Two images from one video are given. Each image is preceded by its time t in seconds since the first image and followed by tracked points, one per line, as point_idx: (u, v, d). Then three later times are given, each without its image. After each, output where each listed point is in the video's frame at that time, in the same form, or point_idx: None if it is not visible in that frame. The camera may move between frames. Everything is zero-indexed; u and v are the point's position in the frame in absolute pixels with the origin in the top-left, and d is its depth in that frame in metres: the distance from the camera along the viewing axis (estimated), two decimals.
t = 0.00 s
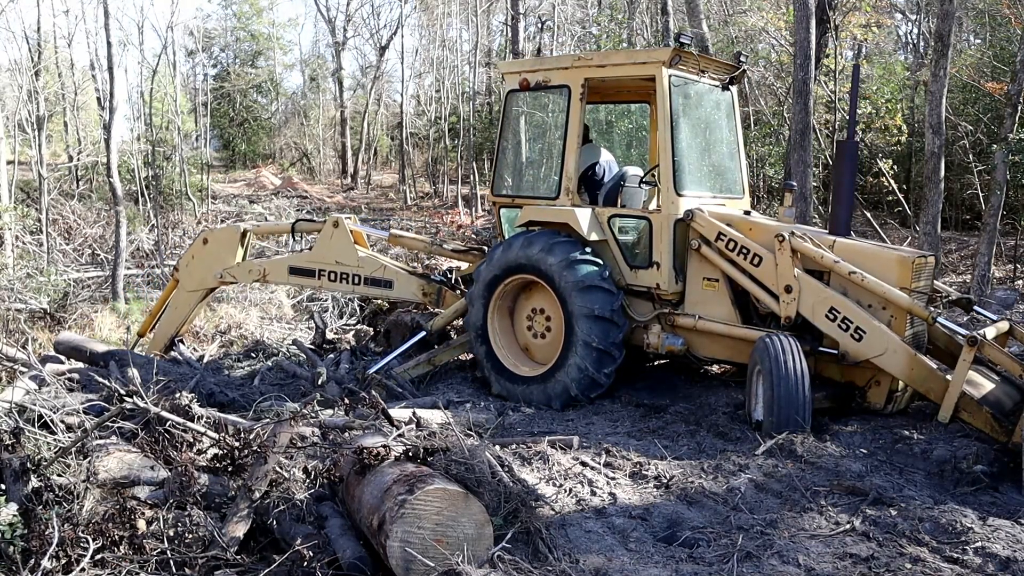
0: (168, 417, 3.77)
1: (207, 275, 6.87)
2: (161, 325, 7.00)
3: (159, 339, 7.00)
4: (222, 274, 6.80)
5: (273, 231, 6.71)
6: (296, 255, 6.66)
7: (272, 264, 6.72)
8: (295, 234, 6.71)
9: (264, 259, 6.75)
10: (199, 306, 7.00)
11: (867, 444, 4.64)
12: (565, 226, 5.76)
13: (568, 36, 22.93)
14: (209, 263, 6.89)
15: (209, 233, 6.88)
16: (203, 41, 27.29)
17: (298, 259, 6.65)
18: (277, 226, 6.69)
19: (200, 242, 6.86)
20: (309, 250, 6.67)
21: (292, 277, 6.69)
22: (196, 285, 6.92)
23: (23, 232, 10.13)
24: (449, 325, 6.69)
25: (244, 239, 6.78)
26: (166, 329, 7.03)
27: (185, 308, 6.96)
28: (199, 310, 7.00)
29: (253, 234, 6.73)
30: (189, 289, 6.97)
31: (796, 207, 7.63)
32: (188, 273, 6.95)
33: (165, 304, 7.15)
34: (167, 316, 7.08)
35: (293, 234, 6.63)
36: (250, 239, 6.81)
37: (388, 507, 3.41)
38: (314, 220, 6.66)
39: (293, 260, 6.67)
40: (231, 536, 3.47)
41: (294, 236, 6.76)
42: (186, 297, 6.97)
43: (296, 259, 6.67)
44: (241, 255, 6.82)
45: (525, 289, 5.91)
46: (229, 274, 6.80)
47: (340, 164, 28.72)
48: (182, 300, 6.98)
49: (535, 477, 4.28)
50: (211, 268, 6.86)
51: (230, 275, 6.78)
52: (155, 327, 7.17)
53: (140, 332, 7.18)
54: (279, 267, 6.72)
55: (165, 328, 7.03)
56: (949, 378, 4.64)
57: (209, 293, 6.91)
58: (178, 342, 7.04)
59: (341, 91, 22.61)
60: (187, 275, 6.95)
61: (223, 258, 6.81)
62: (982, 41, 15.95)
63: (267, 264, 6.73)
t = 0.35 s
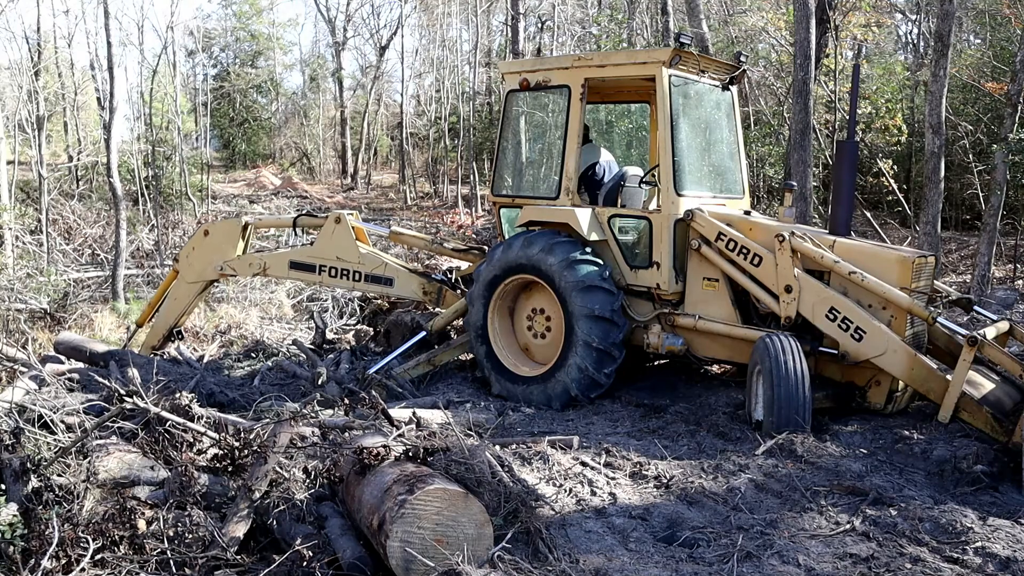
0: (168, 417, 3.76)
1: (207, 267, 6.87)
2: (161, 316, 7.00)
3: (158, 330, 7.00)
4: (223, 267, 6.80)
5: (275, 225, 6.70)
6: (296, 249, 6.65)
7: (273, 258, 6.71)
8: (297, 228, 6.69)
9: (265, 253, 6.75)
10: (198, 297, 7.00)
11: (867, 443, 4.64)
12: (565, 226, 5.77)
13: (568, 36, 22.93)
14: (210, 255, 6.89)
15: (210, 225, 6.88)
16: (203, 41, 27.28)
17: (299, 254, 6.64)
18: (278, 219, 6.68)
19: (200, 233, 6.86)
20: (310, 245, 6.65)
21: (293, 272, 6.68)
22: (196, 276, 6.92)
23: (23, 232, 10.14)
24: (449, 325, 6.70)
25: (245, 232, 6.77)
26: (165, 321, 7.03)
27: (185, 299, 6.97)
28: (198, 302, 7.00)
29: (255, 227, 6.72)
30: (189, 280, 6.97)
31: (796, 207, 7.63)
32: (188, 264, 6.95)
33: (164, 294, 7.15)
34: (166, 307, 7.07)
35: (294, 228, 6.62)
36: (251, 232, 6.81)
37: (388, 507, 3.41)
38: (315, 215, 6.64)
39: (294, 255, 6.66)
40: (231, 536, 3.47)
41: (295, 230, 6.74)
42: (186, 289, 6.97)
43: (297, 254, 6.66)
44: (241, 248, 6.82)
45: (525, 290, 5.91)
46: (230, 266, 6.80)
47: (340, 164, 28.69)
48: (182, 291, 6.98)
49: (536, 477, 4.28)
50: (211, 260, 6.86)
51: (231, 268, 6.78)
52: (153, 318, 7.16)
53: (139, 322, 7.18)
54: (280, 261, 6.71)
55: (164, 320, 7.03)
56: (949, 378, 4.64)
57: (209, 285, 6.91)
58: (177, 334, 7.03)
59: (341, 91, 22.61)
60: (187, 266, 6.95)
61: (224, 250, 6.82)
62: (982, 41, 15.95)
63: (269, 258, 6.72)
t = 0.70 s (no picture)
0: (168, 417, 3.76)
1: (208, 251, 6.89)
2: (159, 297, 7.02)
3: (156, 310, 7.02)
4: (224, 252, 6.83)
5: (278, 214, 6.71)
6: (298, 239, 6.65)
7: (274, 246, 6.71)
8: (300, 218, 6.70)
9: (267, 240, 6.75)
10: (197, 280, 7.01)
11: (867, 444, 4.64)
12: (565, 226, 5.77)
13: (569, 36, 22.93)
14: (211, 240, 6.90)
15: (213, 209, 6.90)
16: (202, 41, 27.31)
17: (301, 244, 6.64)
18: (282, 207, 6.69)
19: (203, 217, 6.87)
20: (312, 235, 6.66)
21: (294, 261, 6.68)
22: (196, 260, 6.93)
23: (23, 232, 10.14)
24: (449, 325, 6.70)
25: (248, 219, 6.79)
26: (163, 302, 7.05)
27: (183, 282, 6.99)
28: (197, 285, 7.02)
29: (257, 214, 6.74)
30: (188, 263, 6.98)
31: (796, 207, 7.63)
32: (189, 248, 6.97)
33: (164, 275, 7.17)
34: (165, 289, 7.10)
35: (297, 218, 6.63)
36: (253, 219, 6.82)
37: (388, 507, 3.41)
38: (319, 205, 6.65)
39: (296, 244, 6.66)
40: (231, 536, 3.47)
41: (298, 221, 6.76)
42: (185, 271, 6.98)
43: (300, 243, 6.66)
44: (243, 234, 6.83)
45: (525, 290, 5.91)
46: (230, 251, 6.81)
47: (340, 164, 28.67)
48: (181, 274, 7.00)
49: (535, 477, 4.28)
50: (212, 244, 6.88)
51: (232, 254, 6.80)
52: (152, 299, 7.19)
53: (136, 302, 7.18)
54: (281, 250, 6.71)
55: (162, 301, 7.06)
56: (949, 378, 4.64)
57: (209, 269, 6.93)
58: (174, 316, 7.05)
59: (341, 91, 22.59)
60: (188, 250, 6.96)
61: (225, 234, 6.83)
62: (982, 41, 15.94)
63: (270, 245, 6.73)
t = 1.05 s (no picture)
0: (168, 417, 3.76)
1: (209, 232, 6.91)
2: (158, 274, 7.06)
3: (154, 287, 7.08)
4: (225, 234, 6.84)
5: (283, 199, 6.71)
6: (301, 226, 6.64)
7: (277, 232, 6.72)
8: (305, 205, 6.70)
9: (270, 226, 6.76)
10: (196, 260, 7.05)
11: (867, 443, 4.64)
12: (565, 226, 5.77)
13: (569, 36, 22.92)
14: (214, 220, 6.92)
15: (216, 190, 6.90)
16: (202, 41, 27.34)
17: (304, 232, 6.63)
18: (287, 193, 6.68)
19: (206, 197, 6.87)
20: (316, 223, 6.66)
21: (295, 248, 6.69)
22: (196, 239, 6.95)
23: (23, 232, 10.14)
24: (449, 325, 6.71)
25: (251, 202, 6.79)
26: (162, 279, 7.10)
27: (183, 260, 7.03)
28: (196, 264, 7.06)
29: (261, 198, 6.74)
30: (188, 243, 7.01)
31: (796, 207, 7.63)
32: (190, 227, 6.98)
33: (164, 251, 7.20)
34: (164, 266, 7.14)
35: (301, 205, 6.61)
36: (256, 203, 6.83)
37: (388, 507, 3.41)
38: (325, 194, 6.64)
39: (298, 232, 6.66)
40: (231, 536, 3.46)
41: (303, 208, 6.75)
42: (185, 251, 7.01)
43: (303, 232, 6.66)
44: (245, 217, 6.84)
45: (525, 290, 5.91)
46: (232, 233, 6.83)
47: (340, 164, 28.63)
48: (181, 252, 7.04)
49: (535, 477, 4.28)
50: (214, 225, 6.89)
51: (233, 236, 6.82)
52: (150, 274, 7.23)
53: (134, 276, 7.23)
54: (283, 236, 6.72)
55: (160, 278, 7.11)
56: (949, 378, 4.64)
57: (209, 250, 6.96)
58: (171, 293, 7.11)
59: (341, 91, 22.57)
60: (190, 229, 6.98)
61: (227, 216, 6.85)
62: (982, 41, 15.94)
63: (272, 231, 6.74)
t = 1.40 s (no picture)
0: (168, 417, 3.76)
1: (212, 214, 6.94)
2: (158, 252, 7.12)
3: (152, 264, 7.14)
4: (228, 217, 6.88)
5: (288, 186, 6.73)
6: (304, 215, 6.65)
7: (280, 219, 6.73)
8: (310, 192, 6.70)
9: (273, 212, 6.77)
10: (196, 240, 7.09)
11: (867, 443, 4.64)
12: (565, 226, 5.77)
13: (569, 37, 22.93)
14: (216, 202, 6.95)
15: (222, 171, 6.91)
16: (202, 42, 27.36)
17: (307, 220, 6.64)
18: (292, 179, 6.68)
19: (210, 178, 6.89)
20: (320, 212, 6.67)
21: (297, 236, 6.71)
22: (198, 220, 6.99)
23: (23, 232, 10.14)
24: (449, 325, 6.72)
25: (256, 186, 6.81)
26: (162, 257, 7.17)
27: (183, 240, 7.07)
28: (196, 244, 7.11)
29: (267, 183, 6.76)
30: (190, 222, 7.04)
31: (796, 207, 7.64)
32: (193, 206, 7.01)
33: (165, 228, 7.23)
34: (164, 243, 7.19)
35: (307, 192, 6.62)
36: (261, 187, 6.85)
37: (388, 507, 3.41)
38: (331, 183, 6.63)
39: (302, 220, 6.67)
40: (231, 536, 3.46)
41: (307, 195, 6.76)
42: (187, 230, 7.05)
43: (306, 220, 6.67)
44: (249, 201, 6.88)
45: (525, 290, 5.91)
46: (234, 216, 6.87)
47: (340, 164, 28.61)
48: (181, 230, 7.08)
49: (535, 477, 4.28)
50: (217, 206, 6.93)
51: (235, 220, 6.85)
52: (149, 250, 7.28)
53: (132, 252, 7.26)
54: (286, 223, 6.72)
55: (160, 256, 7.17)
56: (949, 378, 4.64)
57: (210, 231, 7.00)
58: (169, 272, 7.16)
59: (341, 91, 22.53)
60: (192, 209, 7.01)
61: (231, 199, 6.88)
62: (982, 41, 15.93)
63: (275, 217, 6.76)
